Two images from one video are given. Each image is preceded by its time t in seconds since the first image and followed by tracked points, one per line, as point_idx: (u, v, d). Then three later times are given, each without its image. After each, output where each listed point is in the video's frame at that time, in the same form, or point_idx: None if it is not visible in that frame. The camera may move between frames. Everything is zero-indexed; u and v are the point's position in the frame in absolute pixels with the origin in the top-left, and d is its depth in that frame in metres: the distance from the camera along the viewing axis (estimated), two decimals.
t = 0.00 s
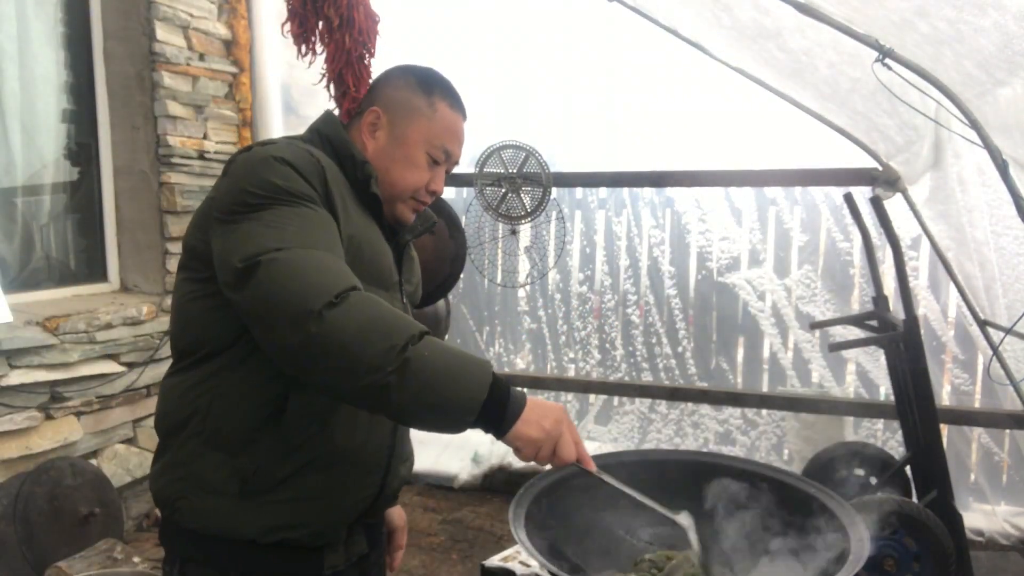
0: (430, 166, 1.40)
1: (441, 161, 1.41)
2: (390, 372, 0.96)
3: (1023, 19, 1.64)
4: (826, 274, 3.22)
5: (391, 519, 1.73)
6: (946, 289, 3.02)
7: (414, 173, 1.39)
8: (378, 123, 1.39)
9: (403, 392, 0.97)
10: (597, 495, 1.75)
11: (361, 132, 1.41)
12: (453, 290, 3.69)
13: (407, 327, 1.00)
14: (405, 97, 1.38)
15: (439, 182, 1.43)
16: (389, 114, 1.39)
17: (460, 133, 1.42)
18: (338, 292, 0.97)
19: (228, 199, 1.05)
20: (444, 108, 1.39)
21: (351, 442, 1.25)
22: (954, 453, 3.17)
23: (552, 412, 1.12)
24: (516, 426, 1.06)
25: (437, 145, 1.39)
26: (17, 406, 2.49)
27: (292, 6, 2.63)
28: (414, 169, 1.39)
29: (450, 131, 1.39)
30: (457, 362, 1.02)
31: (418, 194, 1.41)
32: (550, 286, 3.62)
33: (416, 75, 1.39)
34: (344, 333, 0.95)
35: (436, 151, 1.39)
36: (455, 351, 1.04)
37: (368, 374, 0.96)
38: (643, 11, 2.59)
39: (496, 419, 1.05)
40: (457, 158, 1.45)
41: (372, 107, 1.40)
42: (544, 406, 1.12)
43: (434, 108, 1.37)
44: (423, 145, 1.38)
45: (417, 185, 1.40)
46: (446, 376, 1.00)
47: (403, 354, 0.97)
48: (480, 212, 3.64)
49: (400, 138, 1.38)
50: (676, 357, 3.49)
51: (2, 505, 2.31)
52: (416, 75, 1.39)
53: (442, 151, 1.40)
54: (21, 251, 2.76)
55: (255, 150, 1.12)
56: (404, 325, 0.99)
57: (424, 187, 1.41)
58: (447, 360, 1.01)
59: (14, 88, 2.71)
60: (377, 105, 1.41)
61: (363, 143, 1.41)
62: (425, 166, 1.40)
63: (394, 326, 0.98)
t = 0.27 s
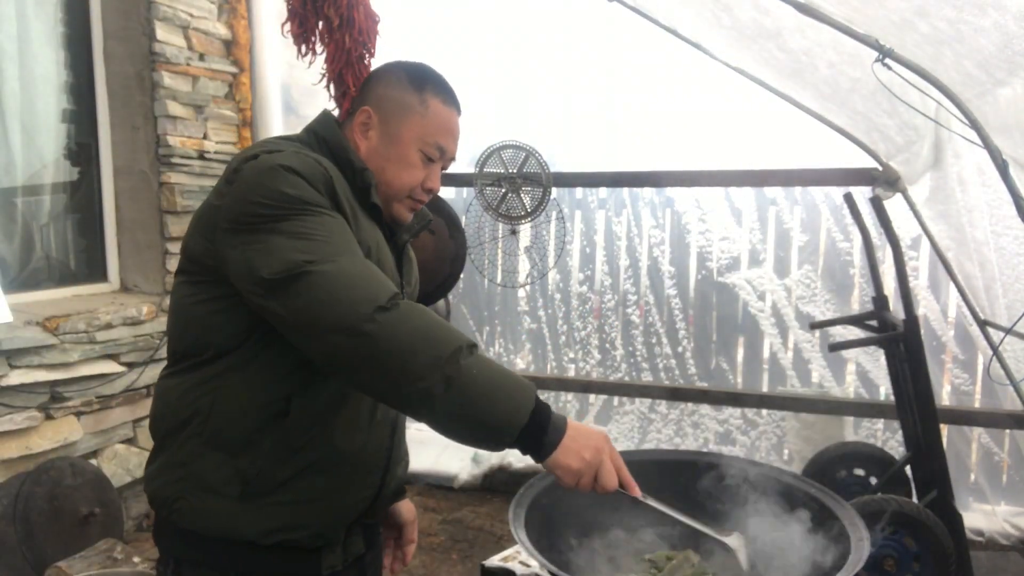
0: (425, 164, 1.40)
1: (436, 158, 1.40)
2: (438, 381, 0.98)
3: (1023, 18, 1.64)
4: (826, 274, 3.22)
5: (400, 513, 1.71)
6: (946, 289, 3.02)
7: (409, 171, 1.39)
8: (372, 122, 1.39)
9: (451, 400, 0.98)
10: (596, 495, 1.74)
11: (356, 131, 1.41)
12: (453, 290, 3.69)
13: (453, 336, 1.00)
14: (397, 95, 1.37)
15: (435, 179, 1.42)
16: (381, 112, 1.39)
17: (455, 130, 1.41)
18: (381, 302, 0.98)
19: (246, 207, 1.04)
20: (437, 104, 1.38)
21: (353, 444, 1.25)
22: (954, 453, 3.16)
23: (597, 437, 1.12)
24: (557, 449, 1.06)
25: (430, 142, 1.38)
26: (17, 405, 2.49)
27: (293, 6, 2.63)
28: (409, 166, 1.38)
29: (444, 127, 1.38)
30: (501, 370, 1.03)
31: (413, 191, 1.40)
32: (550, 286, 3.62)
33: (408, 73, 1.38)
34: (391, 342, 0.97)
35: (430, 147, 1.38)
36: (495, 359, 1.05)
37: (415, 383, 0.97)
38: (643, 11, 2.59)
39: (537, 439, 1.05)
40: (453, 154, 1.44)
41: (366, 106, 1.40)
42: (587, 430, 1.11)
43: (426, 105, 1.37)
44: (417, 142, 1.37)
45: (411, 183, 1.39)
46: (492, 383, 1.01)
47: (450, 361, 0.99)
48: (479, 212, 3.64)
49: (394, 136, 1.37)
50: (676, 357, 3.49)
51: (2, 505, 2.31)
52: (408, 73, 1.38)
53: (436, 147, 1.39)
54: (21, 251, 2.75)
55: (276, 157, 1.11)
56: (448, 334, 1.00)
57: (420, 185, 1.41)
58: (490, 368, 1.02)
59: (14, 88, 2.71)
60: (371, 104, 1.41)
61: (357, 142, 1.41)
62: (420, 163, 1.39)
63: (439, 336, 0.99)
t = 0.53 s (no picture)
0: (416, 156, 1.35)
1: (430, 153, 1.35)
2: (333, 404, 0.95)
3: (1023, 18, 1.64)
4: (826, 274, 3.22)
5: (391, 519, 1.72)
6: (946, 289, 3.02)
7: (400, 164, 1.34)
8: (366, 117, 1.38)
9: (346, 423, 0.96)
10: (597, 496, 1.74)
11: (352, 128, 1.40)
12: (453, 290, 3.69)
13: (356, 355, 0.97)
14: (389, 88, 1.35)
15: (431, 175, 1.37)
16: (376, 109, 1.36)
17: (449, 121, 1.35)
18: (284, 321, 0.95)
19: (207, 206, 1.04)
20: (429, 97, 1.33)
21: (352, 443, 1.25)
22: (954, 453, 3.16)
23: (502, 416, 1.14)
24: (467, 430, 1.06)
25: (423, 136, 1.33)
26: (17, 405, 2.50)
27: (293, 6, 2.63)
28: (399, 158, 1.34)
29: (434, 116, 1.33)
30: (412, 389, 0.99)
31: (406, 186, 1.36)
32: (550, 286, 3.62)
33: (403, 66, 1.35)
34: (284, 365, 0.93)
35: (420, 139, 1.34)
36: (409, 372, 1.01)
37: (315, 407, 0.95)
38: (642, 11, 2.59)
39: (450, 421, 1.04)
40: (450, 147, 1.38)
41: (362, 102, 1.39)
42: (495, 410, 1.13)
43: (416, 95, 1.33)
44: (407, 133, 1.33)
45: (404, 179, 1.35)
46: (393, 403, 0.97)
47: (348, 386, 0.95)
48: (480, 212, 3.64)
49: (386, 129, 1.35)
50: (676, 357, 3.49)
51: (2, 505, 2.31)
52: (402, 66, 1.35)
53: (427, 138, 1.34)
54: (21, 251, 2.75)
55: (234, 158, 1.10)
56: (352, 354, 0.97)
57: (413, 178, 1.36)
58: (397, 387, 0.98)
59: (14, 88, 2.71)
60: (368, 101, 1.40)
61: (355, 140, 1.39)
62: (412, 156, 1.34)
63: (342, 356, 0.96)
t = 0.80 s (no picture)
0: (352, 136, 1.22)
1: (369, 128, 1.22)
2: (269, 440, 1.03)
3: (1022, 19, 1.64)
4: (826, 275, 3.22)
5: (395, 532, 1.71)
6: (946, 289, 3.02)
7: (335, 147, 1.22)
8: (308, 104, 1.28)
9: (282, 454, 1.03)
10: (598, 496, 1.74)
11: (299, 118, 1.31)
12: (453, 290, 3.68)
13: (291, 396, 1.03)
14: (323, 68, 1.25)
15: (375, 152, 1.22)
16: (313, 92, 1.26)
17: (384, 90, 1.20)
18: (220, 360, 1.01)
19: (158, 222, 1.08)
20: (359, 66, 1.21)
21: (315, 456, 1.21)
22: (954, 453, 3.16)
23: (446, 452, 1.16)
24: (406, 482, 1.10)
25: (356, 110, 1.21)
26: (17, 405, 2.50)
27: (293, 6, 2.64)
28: (335, 140, 1.22)
29: (362, 88, 1.20)
30: (347, 429, 1.05)
31: (347, 170, 1.23)
32: (550, 286, 3.62)
33: (339, 42, 1.25)
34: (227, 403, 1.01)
35: (354, 116, 1.21)
36: (348, 403, 1.08)
37: (258, 433, 1.03)
38: (642, 11, 2.59)
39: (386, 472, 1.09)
40: (390, 118, 1.22)
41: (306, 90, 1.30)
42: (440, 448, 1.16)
43: (345, 68, 1.21)
44: (338, 112, 1.22)
45: (343, 160, 1.22)
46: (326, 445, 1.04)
47: (292, 419, 1.03)
48: (480, 212, 3.64)
49: (321, 110, 1.24)
50: (676, 357, 3.49)
51: (2, 505, 2.31)
52: (340, 42, 1.25)
53: (360, 114, 1.21)
54: (21, 251, 2.75)
55: (193, 167, 1.12)
56: (288, 397, 1.03)
57: (352, 160, 1.22)
58: (334, 427, 1.04)
59: (14, 88, 2.70)
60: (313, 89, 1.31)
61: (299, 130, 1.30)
62: (348, 136, 1.22)
63: (277, 397, 1.02)
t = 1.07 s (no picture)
0: (290, 137, 1.21)
1: (310, 130, 1.21)
2: (170, 484, 1.00)
3: None
4: (826, 275, 3.22)
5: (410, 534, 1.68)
6: (946, 289, 3.02)
7: (271, 147, 1.21)
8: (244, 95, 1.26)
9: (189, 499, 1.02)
10: (598, 495, 1.75)
11: (230, 107, 1.27)
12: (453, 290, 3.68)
13: (190, 432, 1.01)
14: (264, 61, 1.22)
15: (313, 156, 1.22)
16: (250, 85, 1.24)
17: (327, 96, 1.20)
18: (112, 407, 0.99)
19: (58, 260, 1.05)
20: (306, 66, 1.19)
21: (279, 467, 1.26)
22: (954, 453, 3.16)
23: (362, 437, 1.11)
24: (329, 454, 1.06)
25: (298, 112, 1.20)
26: (17, 405, 2.50)
27: (293, 6, 2.64)
28: (271, 139, 1.21)
29: (306, 90, 1.19)
30: (251, 458, 1.02)
31: (280, 172, 1.22)
32: (550, 286, 3.62)
33: (283, 36, 1.23)
34: (120, 452, 0.99)
35: (294, 117, 1.20)
36: (257, 430, 1.05)
37: (164, 476, 1.00)
38: (642, 11, 2.59)
39: (306, 490, 1.04)
40: (331, 124, 1.22)
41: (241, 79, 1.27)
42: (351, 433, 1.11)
43: (289, 67, 1.19)
44: (278, 111, 1.20)
45: (279, 162, 1.21)
46: (232, 477, 1.01)
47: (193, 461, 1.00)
48: (479, 212, 3.63)
49: (257, 105, 1.21)
50: (676, 357, 3.49)
51: (2, 505, 2.31)
52: (284, 37, 1.23)
53: (301, 116, 1.20)
54: (21, 251, 2.73)
55: (86, 192, 1.08)
56: (185, 435, 1.00)
57: (286, 162, 1.22)
58: (238, 458, 1.01)
59: (14, 87, 2.68)
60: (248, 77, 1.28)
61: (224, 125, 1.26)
62: (285, 136, 1.21)
63: (174, 437, 1.00)
